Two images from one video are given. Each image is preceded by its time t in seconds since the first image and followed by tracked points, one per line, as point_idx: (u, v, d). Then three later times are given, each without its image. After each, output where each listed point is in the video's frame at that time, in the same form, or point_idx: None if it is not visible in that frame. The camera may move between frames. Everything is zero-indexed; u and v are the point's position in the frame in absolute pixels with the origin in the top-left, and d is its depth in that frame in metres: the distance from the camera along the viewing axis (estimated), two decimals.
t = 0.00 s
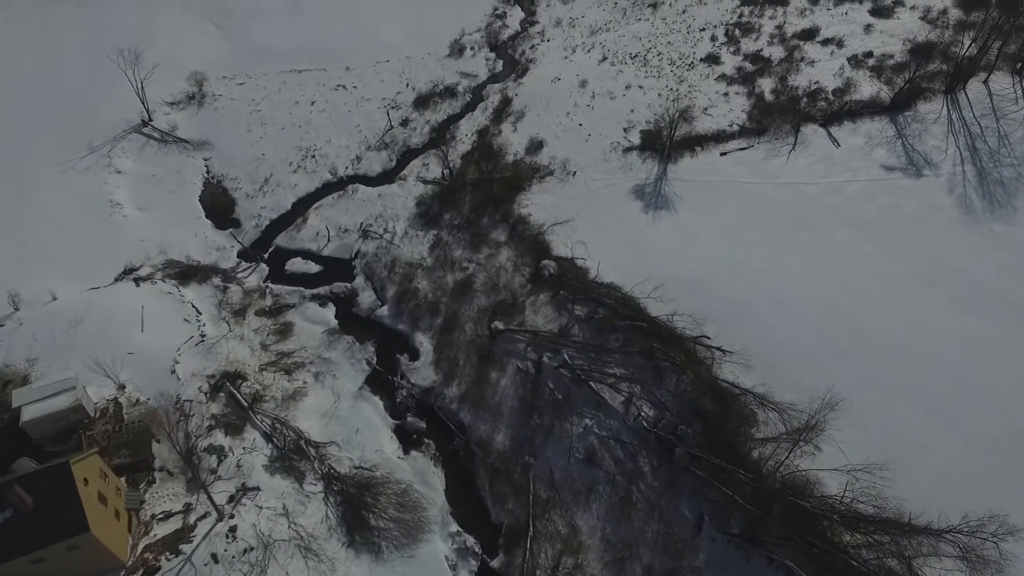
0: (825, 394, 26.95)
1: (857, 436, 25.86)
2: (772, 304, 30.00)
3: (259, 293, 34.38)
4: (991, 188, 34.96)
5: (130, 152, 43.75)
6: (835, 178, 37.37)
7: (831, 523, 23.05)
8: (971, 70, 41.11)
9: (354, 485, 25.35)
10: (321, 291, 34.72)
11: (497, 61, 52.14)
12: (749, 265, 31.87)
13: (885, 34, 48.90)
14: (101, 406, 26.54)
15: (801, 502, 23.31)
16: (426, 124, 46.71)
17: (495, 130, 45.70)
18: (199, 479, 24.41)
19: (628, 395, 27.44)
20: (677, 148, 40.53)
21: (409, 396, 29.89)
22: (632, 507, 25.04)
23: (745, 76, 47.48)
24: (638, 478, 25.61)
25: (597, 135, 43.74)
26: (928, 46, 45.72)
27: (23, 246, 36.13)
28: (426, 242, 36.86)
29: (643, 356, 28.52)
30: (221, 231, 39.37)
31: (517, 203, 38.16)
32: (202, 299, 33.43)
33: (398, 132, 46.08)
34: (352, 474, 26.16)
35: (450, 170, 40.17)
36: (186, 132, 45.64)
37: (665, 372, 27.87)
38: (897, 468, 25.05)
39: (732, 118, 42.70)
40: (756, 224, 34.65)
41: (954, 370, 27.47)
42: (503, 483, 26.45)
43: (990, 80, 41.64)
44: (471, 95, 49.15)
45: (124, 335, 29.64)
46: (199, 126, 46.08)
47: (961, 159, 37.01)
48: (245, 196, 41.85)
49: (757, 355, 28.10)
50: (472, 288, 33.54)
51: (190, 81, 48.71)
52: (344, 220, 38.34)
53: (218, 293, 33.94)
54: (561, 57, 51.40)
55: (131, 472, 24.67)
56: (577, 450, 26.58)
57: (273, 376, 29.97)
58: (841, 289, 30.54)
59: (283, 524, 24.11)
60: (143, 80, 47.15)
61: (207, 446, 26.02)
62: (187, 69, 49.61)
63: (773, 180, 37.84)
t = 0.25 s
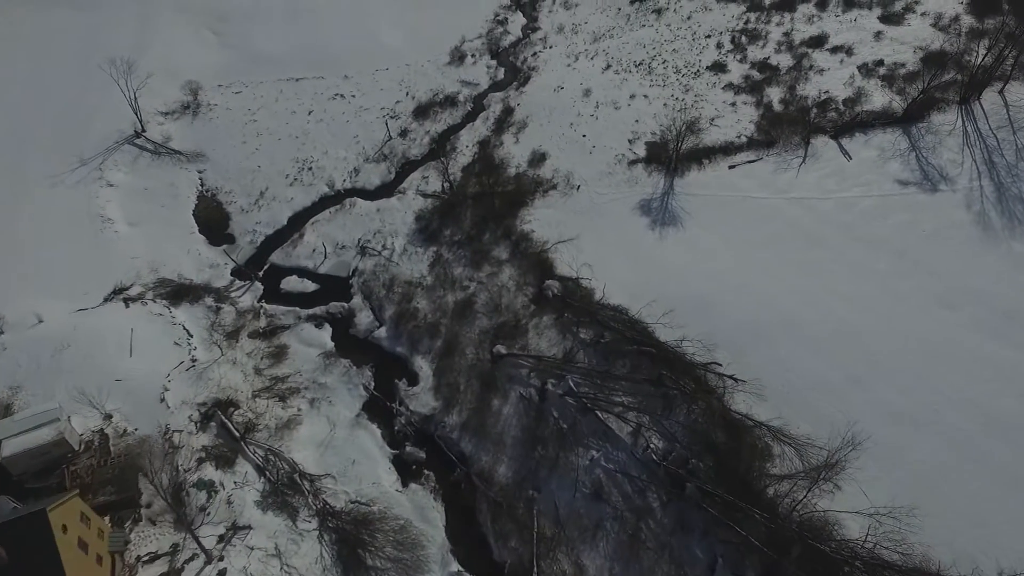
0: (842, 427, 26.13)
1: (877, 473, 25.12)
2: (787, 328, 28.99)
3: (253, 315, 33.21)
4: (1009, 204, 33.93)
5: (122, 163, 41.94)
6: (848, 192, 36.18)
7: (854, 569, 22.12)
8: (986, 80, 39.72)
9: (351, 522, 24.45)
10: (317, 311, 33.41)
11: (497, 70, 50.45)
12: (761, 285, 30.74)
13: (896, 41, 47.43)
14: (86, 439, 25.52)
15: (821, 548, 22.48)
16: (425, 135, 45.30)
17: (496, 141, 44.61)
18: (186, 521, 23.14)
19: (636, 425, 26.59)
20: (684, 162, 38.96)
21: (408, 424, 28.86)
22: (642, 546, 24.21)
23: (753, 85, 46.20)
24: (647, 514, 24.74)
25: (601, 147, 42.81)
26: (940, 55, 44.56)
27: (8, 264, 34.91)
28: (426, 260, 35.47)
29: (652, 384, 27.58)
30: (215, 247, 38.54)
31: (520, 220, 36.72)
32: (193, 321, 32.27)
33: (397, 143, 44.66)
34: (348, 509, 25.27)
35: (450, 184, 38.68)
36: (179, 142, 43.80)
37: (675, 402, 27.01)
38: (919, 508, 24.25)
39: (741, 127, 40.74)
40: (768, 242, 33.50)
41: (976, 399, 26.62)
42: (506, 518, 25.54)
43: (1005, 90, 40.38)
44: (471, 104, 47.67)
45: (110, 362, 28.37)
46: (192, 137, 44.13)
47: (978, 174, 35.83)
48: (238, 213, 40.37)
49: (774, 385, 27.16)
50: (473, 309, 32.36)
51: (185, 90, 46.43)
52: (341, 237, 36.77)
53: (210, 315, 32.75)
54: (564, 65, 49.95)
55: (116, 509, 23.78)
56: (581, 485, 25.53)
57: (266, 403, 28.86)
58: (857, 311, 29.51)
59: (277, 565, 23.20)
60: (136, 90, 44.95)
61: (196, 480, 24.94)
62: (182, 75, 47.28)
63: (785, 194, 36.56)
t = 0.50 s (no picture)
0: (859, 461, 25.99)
1: (896, 509, 25.08)
2: (803, 356, 28.60)
3: (246, 337, 32.12)
4: None
5: (113, 176, 40.65)
6: (859, 207, 35.06)
7: None
8: (1002, 90, 37.95)
9: (346, 564, 23.96)
10: (312, 332, 32.30)
11: (499, 78, 48.29)
12: (775, 310, 30.24)
13: (907, 50, 46.03)
14: (69, 474, 24.44)
15: None
16: (424, 146, 43.83)
17: (497, 153, 43.44)
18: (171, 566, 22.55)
19: (644, 458, 26.24)
20: (691, 175, 37.41)
21: (406, 455, 28.09)
22: None
23: (760, 95, 44.94)
24: (653, 554, 24.65)
25: (605, 160, 41.95)
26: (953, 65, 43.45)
27: None
28: (426, 280, 34.00)
29: (660, 415, 27.09)
30: (208, 265, 37.61)
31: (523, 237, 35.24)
32: (183, 344, 31.05)
33: (395, 154, 43.23)
34: (342, 548, 24.63)
35: (450, 199, 36.99)
36: (172, 155, 42.28)
37: (684, 434, 26.60)
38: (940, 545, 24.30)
39: (750, 139, 39.09)
40: (779, 260, 32.62)
41: (994, 430, 26.42)
42: (507, 556, 25.27)
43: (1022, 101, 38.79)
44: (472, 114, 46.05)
45: (96, 391, 27.03)
46: (186, 151, 42.55)
47: (995, 190, 34.72)
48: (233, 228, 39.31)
49: (789, 418, 26.95)
50: (473, 332, 31.22)
51: (179, 99, 44.85)
52: (338, 255, 35.15)
53: (201, 337, 31.57)
54: (566, 73, 48.29)
55: (98, 552, 22.73)
56: (589, 521, 25.38)
57: (258, 432, 27.85)
58: (874, 336, 29.06)
59: None
60: (128, 101, 43.35)
61: (183, 520, 24.16)
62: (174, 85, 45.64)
63: (795, 208, 35.45)
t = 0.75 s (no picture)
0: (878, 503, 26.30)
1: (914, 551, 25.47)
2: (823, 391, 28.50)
3: (241, 360, 30.92)
4: None
5: (112, 188, 38.80)
6: (880, 226, 33.71)
7: None
8: None
9: None
10: (310, 354, 31.15)
11: (506, 87, 46.55)
12: (794, 341, 29.88)
13: (926, 60, 44.55)
14: (55, 509, 23.57)
15: None
16: (429, 159, 42.35)
17: (504, 165, 42.21)
18: None
19: (655, 494, 26.28)
20: (704, 190, 35.80)
21: (406, 487, 27.65)
22: None
23: (774, 106, 43.54)
24: None
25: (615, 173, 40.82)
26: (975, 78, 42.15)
27: None
28: (428, 300, 32.76)
29: (673, 449, 26.99)
30: (205, 281, 36.55)
31: (530, 256, 33.94)
32: (176, 366, 29.77)
33: (399, 166, 41.64)
34: None
35: (455, 216, 35.53)
36: (171, 166, 40.44)
37: (698, 470, 26.59)
38: None
39: (764, 153, 37.31)
40: (796, 284, 31.77)
41: (1014, 467, 26.56)
42: None
43: None
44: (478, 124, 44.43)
45: (85, 419, 25.85)
46: (185, 161, 40.69)
47: (1021, 211, 33.39)
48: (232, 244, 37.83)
49: (808, 458, 27.10)
50: (477, 358, 30.20)
51: (179, 107, 42.67)
52: (338, 273, 33.74)
53: (195, 360, 30.17)
54: (575, 82, 46.46)
55: None
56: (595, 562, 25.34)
57: (253, 462, 27.01)
58: (894, 370, 28.89)
59: None
60: (126, 110, 41.37)
61: (173, 559, 23.65)
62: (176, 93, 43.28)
63: (813, 225, 34.06)
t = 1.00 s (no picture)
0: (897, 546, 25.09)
1: None
2: (838, 426, 27.29)
3: (231, 386, 29.72)
4: None
5: (101, 203, 37.21)
6: (893, 245, 32.54)
7: None
8: None
9: None
10: (303, 380, 30.04)
11: (506, 95, 45.19)
12: (807, 371, 28.65)
13: (937, 70, 43.22)
14: (31, 552, 22.60)
15: None
16: (428, 170, 40.69)
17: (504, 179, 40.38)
18: None
19: (663, 536, 25.08)
20: (711, 205, 34.55)
21: (401, 523, 26.56)
22: None
23: (782, 118, 42.23)
24: None
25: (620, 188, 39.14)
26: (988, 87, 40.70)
27: None
28: (425, 322, 31.48)
29: (680, 487, 25.92)
30: (196, 301, 35.34)
31: (529, 275, 32.73)
32: (162, 394, 28.56)
33: (397, 179, 40.10)
34: None
35: (453, 233, 34.30)
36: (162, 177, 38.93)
37: (707, 510, 25.59)
38: None
39: (772, 166, 36.18)
40: (809, 310, 30.53)
41: None
42: None
43: None
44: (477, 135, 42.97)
45: (66, 454, 24.59)
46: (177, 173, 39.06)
47: None
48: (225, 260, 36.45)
49: (824, 498, 25.92)
50: (475, 386, 29.02)
51: (172, 117, 41.12)
52: (332, 292, 32.31)
53: (183, 387, 28.98)
54: (577, 91, 45.07)
55: None
56: None
57: (242, 496, 26.03)
58: (912, 403, 27.66)
59: None
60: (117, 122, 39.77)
61: None
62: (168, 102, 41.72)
63: (824, 245, 32.83)
